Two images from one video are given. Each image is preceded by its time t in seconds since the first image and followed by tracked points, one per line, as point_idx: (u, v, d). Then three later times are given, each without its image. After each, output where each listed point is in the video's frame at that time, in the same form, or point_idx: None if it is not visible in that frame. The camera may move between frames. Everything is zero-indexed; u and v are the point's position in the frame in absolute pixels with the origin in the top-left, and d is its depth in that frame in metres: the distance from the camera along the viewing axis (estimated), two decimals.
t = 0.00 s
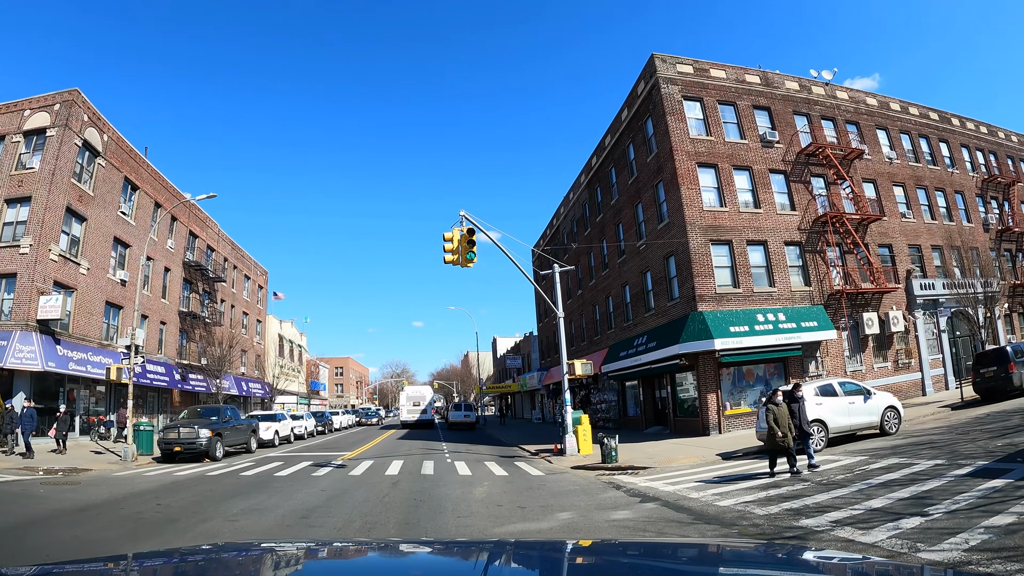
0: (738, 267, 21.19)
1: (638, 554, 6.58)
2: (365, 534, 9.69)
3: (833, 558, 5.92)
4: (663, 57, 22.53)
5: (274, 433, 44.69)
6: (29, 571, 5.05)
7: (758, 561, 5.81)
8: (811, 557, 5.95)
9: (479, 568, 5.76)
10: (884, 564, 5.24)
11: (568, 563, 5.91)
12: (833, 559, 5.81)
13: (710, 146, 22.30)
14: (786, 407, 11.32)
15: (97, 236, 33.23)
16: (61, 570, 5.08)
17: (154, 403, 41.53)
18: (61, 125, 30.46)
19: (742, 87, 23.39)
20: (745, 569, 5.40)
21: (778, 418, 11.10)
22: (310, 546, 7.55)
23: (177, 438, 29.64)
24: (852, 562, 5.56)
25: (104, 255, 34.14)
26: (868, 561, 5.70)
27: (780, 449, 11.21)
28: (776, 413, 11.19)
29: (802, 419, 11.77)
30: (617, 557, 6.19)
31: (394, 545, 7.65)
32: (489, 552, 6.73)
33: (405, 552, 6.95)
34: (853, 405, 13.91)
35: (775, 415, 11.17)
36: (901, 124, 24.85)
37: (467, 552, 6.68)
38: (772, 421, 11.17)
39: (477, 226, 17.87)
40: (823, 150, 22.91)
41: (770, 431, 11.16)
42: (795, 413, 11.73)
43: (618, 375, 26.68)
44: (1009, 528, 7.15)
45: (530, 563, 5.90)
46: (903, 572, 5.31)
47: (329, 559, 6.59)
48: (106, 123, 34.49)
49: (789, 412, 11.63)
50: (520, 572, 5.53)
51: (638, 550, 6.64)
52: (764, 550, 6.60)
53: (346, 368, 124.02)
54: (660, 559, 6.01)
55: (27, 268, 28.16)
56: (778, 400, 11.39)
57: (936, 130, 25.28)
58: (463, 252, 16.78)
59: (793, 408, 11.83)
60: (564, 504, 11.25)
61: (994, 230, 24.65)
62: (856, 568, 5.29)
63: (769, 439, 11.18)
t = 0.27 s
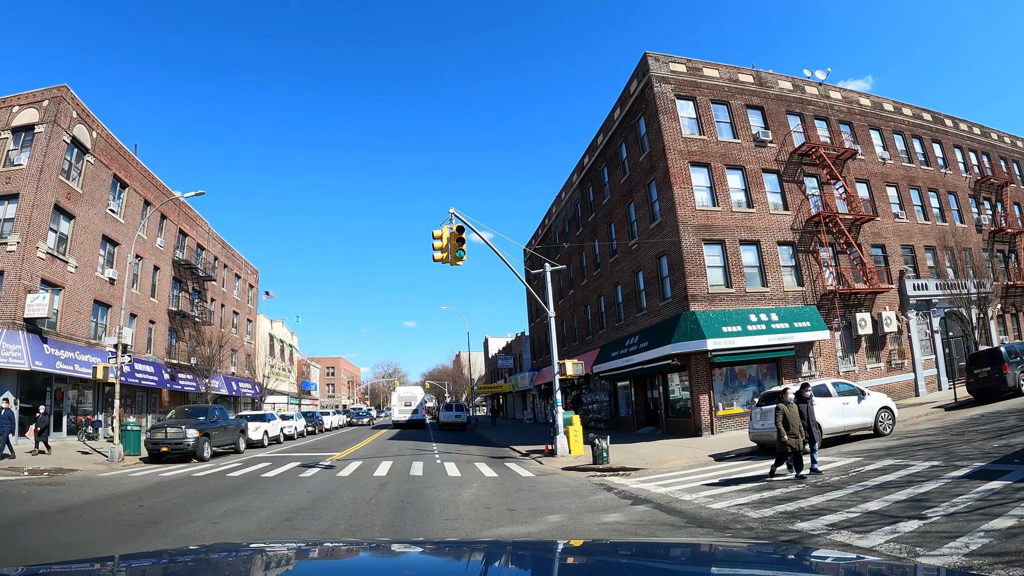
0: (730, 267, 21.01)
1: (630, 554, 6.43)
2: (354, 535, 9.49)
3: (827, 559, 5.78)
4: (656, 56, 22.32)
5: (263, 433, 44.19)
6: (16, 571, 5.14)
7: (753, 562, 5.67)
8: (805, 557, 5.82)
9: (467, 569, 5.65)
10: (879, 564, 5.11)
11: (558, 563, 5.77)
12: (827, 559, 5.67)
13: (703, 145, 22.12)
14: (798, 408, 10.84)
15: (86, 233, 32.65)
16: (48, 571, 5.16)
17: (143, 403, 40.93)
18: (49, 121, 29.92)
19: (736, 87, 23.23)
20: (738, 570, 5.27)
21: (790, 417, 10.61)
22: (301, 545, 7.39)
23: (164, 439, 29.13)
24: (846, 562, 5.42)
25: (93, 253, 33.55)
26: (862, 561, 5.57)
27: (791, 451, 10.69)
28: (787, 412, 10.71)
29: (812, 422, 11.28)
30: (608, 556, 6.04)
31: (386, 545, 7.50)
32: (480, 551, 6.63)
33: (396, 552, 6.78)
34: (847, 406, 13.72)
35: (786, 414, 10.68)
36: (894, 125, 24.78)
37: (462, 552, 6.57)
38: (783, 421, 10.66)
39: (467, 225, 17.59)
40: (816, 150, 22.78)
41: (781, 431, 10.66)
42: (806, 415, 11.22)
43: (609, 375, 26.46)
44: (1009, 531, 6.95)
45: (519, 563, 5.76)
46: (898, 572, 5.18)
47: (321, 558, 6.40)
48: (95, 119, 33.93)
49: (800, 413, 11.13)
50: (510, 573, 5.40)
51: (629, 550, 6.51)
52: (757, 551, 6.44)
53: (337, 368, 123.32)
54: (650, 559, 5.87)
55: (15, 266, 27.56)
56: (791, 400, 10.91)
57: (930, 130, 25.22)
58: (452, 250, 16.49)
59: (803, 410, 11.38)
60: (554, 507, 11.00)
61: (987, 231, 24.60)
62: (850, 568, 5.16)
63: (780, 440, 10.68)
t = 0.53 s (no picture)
0: (724, 267, 20.88)
1: (623, 553, 6.31)
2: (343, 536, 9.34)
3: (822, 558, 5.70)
4: (651, 55, 22.19)
5: (254, 433, 43.78)
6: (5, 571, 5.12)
7: (748, 561, 5.56)
8: (801, 556, 5.72)
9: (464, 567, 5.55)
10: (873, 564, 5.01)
11: (550, 561, 5.62)
12: (822, 557, 5.58)
13: (697, 145, 21.99)
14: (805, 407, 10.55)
15: (76, 232, 32.21)
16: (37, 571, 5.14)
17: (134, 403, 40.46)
18: (40, 118, 29.52)
19: (730, 86, 23.13)
20: (733, 569, 5.16)
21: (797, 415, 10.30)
22: (292, 545, 7.27)
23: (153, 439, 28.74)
24: (840, 561, 5.35)
25: (84, 252, 33.08)
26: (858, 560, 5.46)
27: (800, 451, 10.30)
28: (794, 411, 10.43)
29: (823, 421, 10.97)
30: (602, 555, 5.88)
31: (378, 545, 7.37)
32: (472, 550, 6.51)
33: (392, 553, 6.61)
34: (841, 407, 13.58)
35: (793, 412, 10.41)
36: (888, 126, 24.75)
37: (458, 551, 6.44)
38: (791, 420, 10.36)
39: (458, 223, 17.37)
40: (810, 150, 22.70)
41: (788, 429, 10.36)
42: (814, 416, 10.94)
43: (602, 375, 26.31)
44: (1008, 534, 6.80)
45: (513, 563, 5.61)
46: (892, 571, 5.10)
47: (316, 560, 6.27)
48: (87, 117, 33.49)
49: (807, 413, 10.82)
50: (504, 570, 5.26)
51: (624, 548, 6.39)
52: (752, 550, 6.32)
53: (330, 368, 122.72)
54: (643, 557, 5.75)
55: (4, 264, 27.01)
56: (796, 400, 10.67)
57: (924, 131, 25.20)
58: (443, 248, 16.29)
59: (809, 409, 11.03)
60: (544, 509, 10.81)
61: (982, 232, 24.55)
62: (844, 567, 5.08)
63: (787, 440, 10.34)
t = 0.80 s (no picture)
0: (719, 267, 20.77)
1: (616, 552, 6.22)
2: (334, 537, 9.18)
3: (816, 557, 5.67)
4: (646, 54, 22.06)
5: (246, 433, 43.43)
6: None
7: (743, 561, 5.47)
8: (796, 556, 5.67)
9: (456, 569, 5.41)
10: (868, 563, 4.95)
11: (545, 561, 5.49)
12: (817, 557, 5.52)
13: (692, 145, 21.87)
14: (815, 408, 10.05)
15: (68, 230, 31.82)
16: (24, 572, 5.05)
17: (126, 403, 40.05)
18: (33, 115, 29.17)
19: (725, 86, 23.03)
20: (728, 569, 5.07)
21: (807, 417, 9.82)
22: (286, 545, 7.18)
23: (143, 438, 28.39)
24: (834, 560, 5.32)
25: (76, 250, 32.69)
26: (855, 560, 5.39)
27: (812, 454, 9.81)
28: (803, 412, 9.95)
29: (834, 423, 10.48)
30: (596, 555, 5.78)
31: (374, 544, 7.23)
32: (466, 551, 6.37)
33: (386, 553, 6.48)
34: (837, 408, 13.46)
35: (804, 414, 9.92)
36: (883, 126, 24.72)
37: (453, 550, 6.33)
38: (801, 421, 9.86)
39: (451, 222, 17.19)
40: (805, 151, 22.63)
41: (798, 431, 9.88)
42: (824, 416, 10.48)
43: (596, 376, 26.16)
44: (1007, 537, 6.68)
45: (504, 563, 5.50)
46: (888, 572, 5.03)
47: (309, 559, 6.15)
48: (79, 114, 33.11)
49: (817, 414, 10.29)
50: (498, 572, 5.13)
51: (617, 548, 6.30)
52: (747, 550, 6.23)
53: (324, 368, 122.21)
54: (637, 556, 5.67)
55: None
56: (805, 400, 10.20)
57: (919, 132, 25.18)
58: (436, 247, 16.08)
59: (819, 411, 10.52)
60: (537, 511, 10.63)
61: (976, 233, 24.51)
62: (838, 566, 5.04)
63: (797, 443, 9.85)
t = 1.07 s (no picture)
0: (714, 267, 20.67)
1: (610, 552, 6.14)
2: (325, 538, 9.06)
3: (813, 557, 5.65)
4: (641, 54, 21.94)
5: (239, 433, 43.10)
6: None
7: (738, 561, 5.42)
8: (793, 556, 5.72)
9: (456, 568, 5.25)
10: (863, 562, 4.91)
11: (544, 561, 5.34)
12: (811, 557, 5.56)
13: (687, 144, 21.76)
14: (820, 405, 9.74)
15: (60, 228, 31.46)
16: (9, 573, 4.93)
17: (118, 402, 39.66)
18: (24, 113, 28.80)
19: (721, 86, 22.94)
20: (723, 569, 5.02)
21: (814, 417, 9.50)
22: (280, 545, 7.03)
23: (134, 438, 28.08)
24: (830, 561, 5.36)
25: (68, 248, 32.31)
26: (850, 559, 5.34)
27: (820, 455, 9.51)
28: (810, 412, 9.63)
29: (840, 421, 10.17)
30: (591, 555, 5.69)
31: (369, 545, 7.04)
32: (466, 551, 6.21)
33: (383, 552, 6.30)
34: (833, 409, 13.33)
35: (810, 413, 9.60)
36: (879, 127, 24.68)
37: (452, 551, 6.16)
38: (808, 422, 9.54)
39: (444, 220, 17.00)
40: (800, 151, 22.55)
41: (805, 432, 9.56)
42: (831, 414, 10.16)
43: (590, 376, 26.02)
44: (1008, 541, 6.55)
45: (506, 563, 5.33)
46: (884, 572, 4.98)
47: (304, 560, 5.96)
48: (71, 111, 32.73)
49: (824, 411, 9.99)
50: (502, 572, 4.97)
51: (612, 547, 6.22)
52: (741, 549, 6.19)
53: (318, 368, 121.81)
54: (630, 556, 5.59)
55: None
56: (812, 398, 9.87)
57: (915, 133, 25.16)
58: (428, 245, 15.92)
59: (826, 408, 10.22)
60: (529, 513, 10.47)
61: (972, 235, 24.46)
62: (833, 565, 5.04)
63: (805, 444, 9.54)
